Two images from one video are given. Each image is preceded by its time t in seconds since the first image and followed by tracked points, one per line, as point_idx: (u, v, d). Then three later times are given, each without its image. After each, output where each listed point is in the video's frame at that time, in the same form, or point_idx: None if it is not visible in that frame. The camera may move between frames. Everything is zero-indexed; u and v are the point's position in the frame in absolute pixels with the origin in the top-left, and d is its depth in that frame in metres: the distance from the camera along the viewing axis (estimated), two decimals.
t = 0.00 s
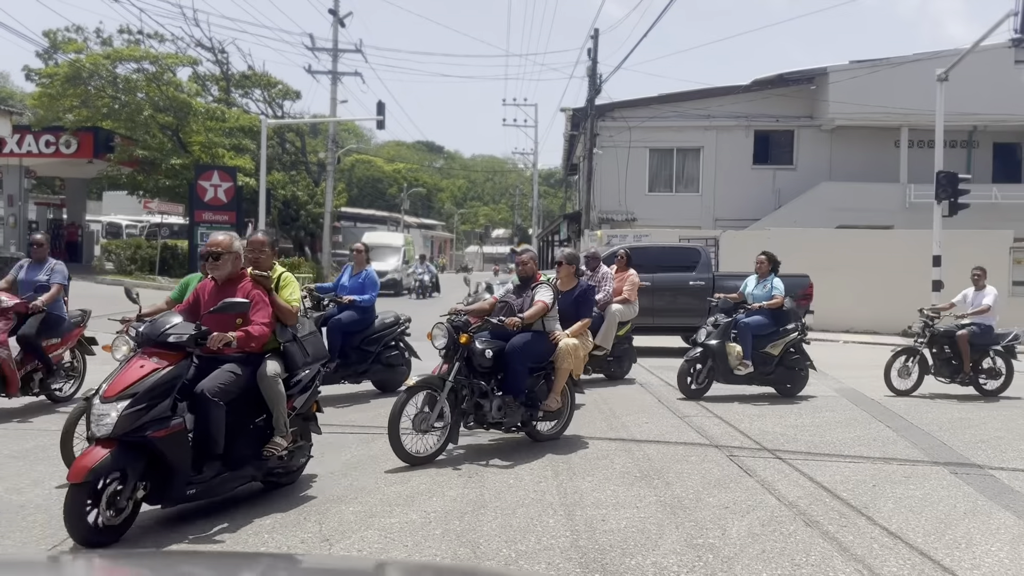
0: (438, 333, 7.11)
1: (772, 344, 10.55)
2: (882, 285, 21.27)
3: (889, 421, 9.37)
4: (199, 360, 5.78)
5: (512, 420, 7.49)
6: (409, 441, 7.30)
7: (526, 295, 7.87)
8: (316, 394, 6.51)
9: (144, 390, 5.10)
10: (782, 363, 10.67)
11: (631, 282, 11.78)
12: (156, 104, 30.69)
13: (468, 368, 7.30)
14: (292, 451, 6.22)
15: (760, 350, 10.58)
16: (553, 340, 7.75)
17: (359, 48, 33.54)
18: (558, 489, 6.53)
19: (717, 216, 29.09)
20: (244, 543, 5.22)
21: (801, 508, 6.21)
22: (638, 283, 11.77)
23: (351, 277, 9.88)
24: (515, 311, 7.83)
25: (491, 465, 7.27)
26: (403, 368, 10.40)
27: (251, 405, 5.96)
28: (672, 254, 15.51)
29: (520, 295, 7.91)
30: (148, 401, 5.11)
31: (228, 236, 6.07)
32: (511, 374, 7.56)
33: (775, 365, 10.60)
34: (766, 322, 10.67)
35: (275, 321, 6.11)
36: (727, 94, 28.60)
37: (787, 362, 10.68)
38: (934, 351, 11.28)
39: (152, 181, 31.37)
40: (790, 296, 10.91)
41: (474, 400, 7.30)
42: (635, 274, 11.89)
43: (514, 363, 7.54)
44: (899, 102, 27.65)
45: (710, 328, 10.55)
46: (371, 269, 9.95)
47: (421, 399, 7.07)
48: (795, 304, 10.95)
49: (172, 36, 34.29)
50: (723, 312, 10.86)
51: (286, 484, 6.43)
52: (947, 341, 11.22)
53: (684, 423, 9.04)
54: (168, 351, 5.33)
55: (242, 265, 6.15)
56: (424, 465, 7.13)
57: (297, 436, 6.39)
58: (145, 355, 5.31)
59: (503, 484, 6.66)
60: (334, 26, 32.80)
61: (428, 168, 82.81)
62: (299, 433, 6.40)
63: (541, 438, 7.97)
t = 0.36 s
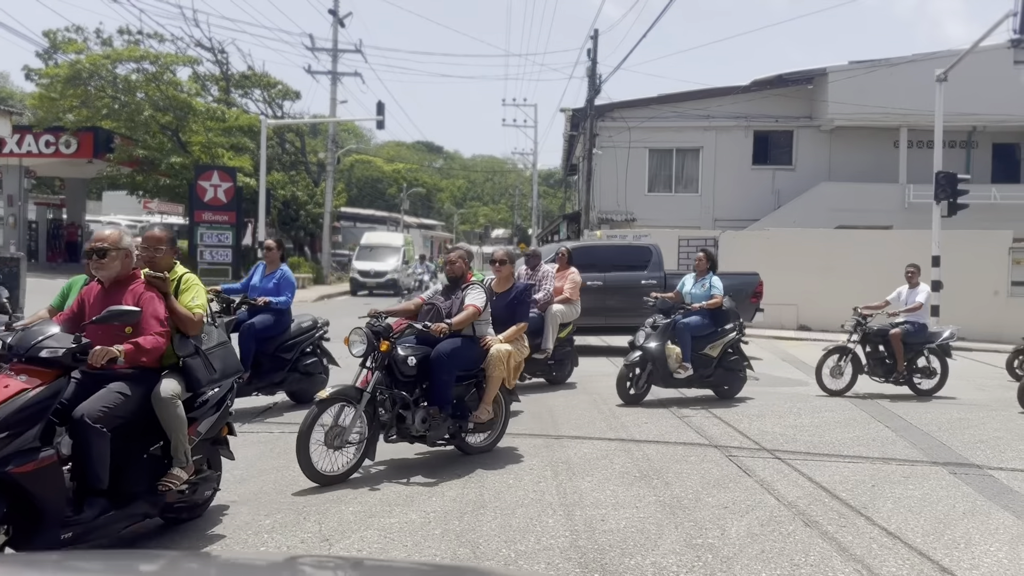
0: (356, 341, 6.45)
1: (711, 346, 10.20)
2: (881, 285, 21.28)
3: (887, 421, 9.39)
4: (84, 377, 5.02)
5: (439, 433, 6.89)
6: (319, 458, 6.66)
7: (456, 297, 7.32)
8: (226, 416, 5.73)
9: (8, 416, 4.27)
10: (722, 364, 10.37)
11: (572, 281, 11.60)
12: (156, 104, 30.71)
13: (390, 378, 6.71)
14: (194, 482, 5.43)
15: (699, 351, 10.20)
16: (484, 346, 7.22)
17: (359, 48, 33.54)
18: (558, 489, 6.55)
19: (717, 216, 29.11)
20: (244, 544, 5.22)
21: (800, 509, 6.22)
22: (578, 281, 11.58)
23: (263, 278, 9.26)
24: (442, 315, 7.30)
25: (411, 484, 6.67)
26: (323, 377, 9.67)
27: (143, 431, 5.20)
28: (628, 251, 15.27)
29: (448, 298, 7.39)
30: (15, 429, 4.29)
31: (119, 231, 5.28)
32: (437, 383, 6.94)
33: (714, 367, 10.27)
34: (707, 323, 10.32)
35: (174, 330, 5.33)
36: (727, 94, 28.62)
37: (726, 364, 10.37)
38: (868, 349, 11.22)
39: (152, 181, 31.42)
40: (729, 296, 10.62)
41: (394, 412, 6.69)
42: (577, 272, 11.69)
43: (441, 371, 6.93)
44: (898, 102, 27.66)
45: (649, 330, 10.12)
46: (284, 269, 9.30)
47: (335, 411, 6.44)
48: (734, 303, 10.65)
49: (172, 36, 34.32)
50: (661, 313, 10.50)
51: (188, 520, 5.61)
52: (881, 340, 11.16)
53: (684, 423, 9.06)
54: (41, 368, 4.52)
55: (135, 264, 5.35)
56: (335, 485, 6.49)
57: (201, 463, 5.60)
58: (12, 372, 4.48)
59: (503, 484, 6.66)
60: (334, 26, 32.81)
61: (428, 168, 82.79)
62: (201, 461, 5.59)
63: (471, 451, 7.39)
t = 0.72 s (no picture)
0: (260, 352, 5.73)
1: (655, 348, 9.65)
2: (880, 285, 21.30)
3: (886, 421, 9.39)
4: None
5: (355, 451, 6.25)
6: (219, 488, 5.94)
7: (374, 300, 6.57)
8: (108, 445, 4.75)
9: None
10: (665, 367, 9.85)
11: (508, 282, 10.85)
12: (155, 103, 30.65)
13: (299, 392, 6.07)
14: (65, 530, 4.43)
15: (642, 354, 9.65)
16: (405, 354, 6.60)
17: (358, 48, 33.51)
18: (557, 489, 6.54)
19: (717, 217, 29.12)
20: (243, 544, 5.21)
21: (800, 509, 6.21)
22: (514, 282, 10.85)
23: (165, 279, 8.32)
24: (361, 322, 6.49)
25: (319, 509, 5.99)
26: (237, 390, 8.67)
27: None
28: (578, 249, 14.97)
29: (364, 301, 6.60)
30: None
31: None
32: (352, 397, 6.29)
33: (658, 370, 9.77)
34: (650, 324, 9.71)
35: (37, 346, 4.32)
36: (727, 95, 28.62)
37: (670, 367, 9.87)
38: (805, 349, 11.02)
39: (151, 181, 31.38)
40: (671, 295, 9.99)
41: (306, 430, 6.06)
42: (514, 273, 10.95)
43: (357, 383, 6.28)
44: (897, 102, 27.67)
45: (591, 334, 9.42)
46: (189, 267, 8.37)
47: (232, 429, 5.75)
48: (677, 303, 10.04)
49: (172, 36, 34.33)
50: (602, 316, 9.61)
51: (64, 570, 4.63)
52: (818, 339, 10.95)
53: (683, 424, 9.07)
54: None
55: None
56: (232, 513, 5.76)
57: (72, 504, 4.61)
58: None
59: (502, 485, 6.66)
60: (334, 27, 32.81)
61: (427, 168, 82.76)
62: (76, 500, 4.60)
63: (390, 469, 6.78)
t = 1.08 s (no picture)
0: (125, 366, 4.93)
1: (597, 352, 9.14)
2: (879, 285, 21.31)
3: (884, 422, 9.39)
4: None
5: (246, 480, 5.40)
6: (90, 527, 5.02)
7: (268, 305, 5.74)
8: None
9: None
10: (607, 373, 9.36)
11: (434, 281, 10.10)
12: (154, 105, 30.63)
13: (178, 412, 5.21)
14: None
15: (583, 360, 9.12)
16: (304, 365, 5.77)
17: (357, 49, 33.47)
18: (556, 490, 6.53)
19: (716, 217, 29.12)
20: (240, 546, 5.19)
21: (799, 510, 6.20)
22: (441, 282, 10.11)
23: (68, 282, 7.23)
24: (250, 329, 5.69)
25: (197, 549, 5.12)
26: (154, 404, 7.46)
27: None
28: (532, 247, 14.46)
29: (256, 306, 5.77)
30: None
31: None
32: (241, 416, 5.44)
33: (600, 376, 9.25)
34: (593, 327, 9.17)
35: None
36: (726, 95, 28.60)
37: (612, 373, 9.38)
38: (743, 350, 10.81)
39: (150, 182, 31.33)
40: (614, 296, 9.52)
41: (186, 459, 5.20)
42: (440, 272, 10.16)
43: (248, 400, 5.43)
44: (896, 102, 27.68)
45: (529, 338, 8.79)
46: (95, 266, 7.32)
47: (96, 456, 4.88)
48: (621, 305, 9.55)
49: (171, 37, 34.33)
50: (541, 318, 9.17)
51: None
52: (756, 339, 10.75)
53: (682, 424, 9.07)
54: None
55: None
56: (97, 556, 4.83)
57: None
58: None
59: (500, 485, 6.65)
60: (333, 27, 32.78)
61: (426, 169, 82.74)
62: None
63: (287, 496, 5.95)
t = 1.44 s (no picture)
0: None
1: (543, 359, 8.66)
2: (879, 286, 21.31)
3: (883, 423, 9.40)
4: None
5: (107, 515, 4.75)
6: None
7: (140, 312, 5.23)
8: None
9: None
10: (553, 381, 8.91)
11: (361, 282, 9.33)
12: (154, 106, 30.61)
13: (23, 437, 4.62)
14: None
15: (527, 366, 8.64)
16: (182, 383, 5.12)
17: (357, 50, 33.45)
18: (555, 491, 6.54)
19: (715, 218, 29.14)
20: (240, 547, 5.21)
21: (798, 511, 6.22)
22: (368, 283, 9.33)
23: None
24: (117, 337, 5.18)
25: (198, 551, 5.13)
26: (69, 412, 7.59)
27: None
28: (491, 247, 14.17)
29: (127, 312, 5.31)
30: None
31: None
32: (103, 441, 4.84)
33: (546, 384, 8.80)
34: (538, 332, 8.67)
35: None
36: (726, 96, 28.60)
37: (559, 380, 8.93)
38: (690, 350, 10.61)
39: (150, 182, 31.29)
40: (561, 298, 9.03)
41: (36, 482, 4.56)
42: (368, 273, 9.47)
43: (109, 424, 4.82)
44: (896, 103, 27.70)
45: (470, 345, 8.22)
46: (2, 266, 7.07)
47: None
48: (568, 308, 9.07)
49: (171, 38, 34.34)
50: (484, 322, 8.51)
51: None
52: (704, 340, 10.59)
53: (682, 425, 9.08)
54: None
55: None
56: None
57: None
58: None
59: (500, 486, 6.66)
60: (333, 28, 32.78)
61: (426, 170, 82.74)
62: None
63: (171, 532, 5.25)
